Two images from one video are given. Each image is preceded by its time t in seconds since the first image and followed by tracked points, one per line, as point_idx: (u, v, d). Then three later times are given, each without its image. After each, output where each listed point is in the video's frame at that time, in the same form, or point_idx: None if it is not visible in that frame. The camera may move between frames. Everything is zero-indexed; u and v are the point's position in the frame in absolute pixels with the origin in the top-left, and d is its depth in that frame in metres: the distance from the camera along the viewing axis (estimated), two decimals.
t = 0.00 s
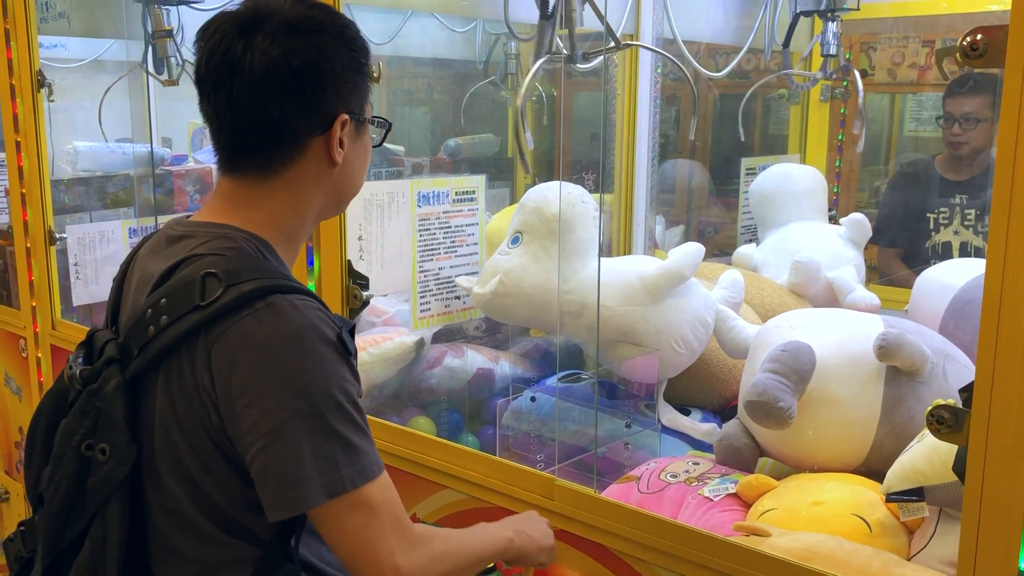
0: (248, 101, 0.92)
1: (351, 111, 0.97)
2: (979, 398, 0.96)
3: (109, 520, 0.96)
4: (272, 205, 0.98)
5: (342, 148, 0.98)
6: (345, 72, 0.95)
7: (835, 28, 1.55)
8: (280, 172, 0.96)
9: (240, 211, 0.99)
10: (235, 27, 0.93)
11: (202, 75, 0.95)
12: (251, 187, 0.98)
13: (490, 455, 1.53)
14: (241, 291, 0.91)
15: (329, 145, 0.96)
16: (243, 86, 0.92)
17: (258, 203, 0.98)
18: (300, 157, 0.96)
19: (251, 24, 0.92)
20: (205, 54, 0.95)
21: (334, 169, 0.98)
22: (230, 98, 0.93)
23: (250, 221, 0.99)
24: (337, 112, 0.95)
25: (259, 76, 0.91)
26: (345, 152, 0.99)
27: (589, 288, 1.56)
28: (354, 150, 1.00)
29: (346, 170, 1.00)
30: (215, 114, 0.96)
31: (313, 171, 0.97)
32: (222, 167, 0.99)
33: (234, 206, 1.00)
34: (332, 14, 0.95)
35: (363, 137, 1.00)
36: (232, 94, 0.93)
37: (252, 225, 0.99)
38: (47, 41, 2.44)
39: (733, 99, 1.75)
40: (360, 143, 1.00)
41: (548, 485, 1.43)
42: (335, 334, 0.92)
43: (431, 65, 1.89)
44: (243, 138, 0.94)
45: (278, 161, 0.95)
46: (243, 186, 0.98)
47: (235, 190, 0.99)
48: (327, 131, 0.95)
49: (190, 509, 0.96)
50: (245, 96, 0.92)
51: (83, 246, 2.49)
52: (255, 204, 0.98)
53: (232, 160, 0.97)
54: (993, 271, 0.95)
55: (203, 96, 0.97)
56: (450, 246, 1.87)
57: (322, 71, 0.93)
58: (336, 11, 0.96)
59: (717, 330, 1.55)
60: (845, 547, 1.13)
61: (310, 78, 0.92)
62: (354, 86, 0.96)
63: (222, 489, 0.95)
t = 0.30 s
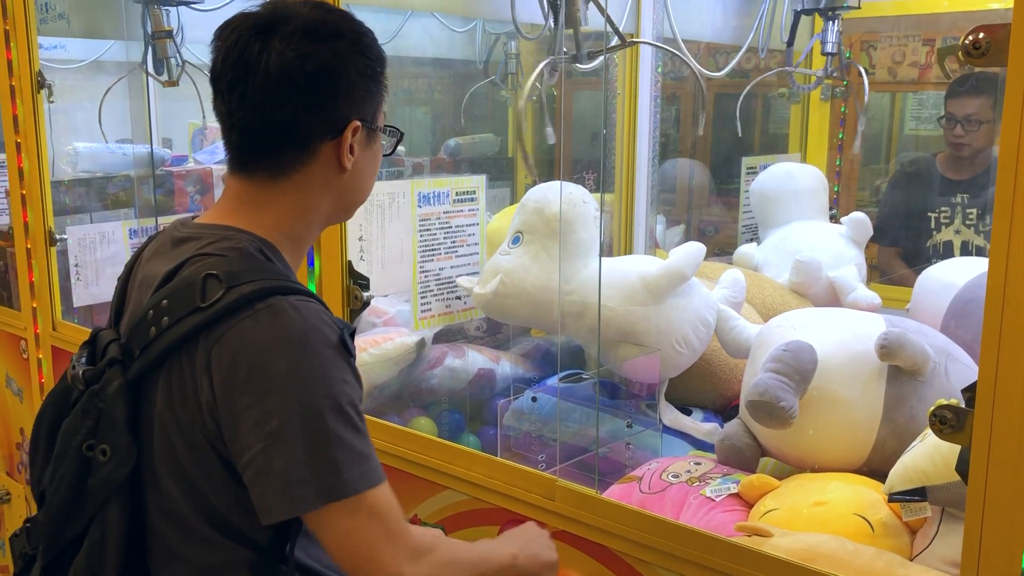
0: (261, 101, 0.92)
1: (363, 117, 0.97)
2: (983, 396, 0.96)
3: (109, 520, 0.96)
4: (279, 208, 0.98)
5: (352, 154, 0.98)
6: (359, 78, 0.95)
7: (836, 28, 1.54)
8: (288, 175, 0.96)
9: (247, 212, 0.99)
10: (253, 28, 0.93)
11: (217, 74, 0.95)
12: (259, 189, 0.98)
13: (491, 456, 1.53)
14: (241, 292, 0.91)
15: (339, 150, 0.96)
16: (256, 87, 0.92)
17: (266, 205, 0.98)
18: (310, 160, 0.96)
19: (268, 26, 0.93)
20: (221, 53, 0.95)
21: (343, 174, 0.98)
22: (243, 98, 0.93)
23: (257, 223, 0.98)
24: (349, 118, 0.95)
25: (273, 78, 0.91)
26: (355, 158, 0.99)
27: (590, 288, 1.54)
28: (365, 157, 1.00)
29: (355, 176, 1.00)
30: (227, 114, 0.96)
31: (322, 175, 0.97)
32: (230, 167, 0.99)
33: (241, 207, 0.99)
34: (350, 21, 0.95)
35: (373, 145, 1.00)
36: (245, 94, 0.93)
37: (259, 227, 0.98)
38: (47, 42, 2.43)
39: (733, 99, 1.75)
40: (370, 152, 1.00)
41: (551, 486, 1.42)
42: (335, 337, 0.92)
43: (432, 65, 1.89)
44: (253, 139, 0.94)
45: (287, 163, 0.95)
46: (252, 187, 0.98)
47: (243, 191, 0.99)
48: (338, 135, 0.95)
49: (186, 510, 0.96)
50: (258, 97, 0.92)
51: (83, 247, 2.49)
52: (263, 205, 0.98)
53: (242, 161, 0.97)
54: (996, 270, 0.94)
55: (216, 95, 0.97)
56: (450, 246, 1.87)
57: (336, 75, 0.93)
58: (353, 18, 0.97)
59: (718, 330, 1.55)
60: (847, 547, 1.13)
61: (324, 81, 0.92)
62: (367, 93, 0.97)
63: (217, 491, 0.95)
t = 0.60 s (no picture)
0: (261, 98, 0.91)
1: (364, 119, 0.96)
2: (987, 396, 0.95)
3: (95, 522, 0.95)
4: (276, 208, 0.97)
5: (351, 156, 0.97)
6: (362, 79, 0.94)
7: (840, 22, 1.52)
8: (286, 175, 0.95)
9: (244, 212, 0.98)
10: (256, 25, 0.92)
11: (218, 69, 0.94)
12: (256, 188, 0.96)
13: (490, 456, 1.52)
14: (227, 294, 0.89)
15: (339, 151, 0.95)
16: (256, 84, 0.91)
17: (263, 205, 0.97)
18: (308, 161, 0.94)
19: (272, 22, 0.92)
20: (223, 49, 0.94)
21: (341, 176, 0.97)
22: (243, 95, 0.92)
23: (253, 222, 0.97)
24: (349, 119, 0.94)
25: (274, 76, 0.90)
26: (354, 160, 0.97)
27: (591, 287, 1.54)
28: (364, 160, 0.98)
29: (354, 178, 0.98)
30: (226, 111, 0.95)
31: (320, 176, 0.96)
32: (229, 165, 0.98)
33: (237, 206, 0.98)
34: (356, 20, 0.94)
35: (375, 147, 0.99)
36: (244, 91, 0.92)
37: (255, 227, 0.97)
38: (42, 40, 2.41)
39: (733, 96, 1.74)
40: (371, 153, 0.99)
41: (551, 486, 1.41)
42: (322, 341, 0.90)
43: (429, 62, 1.87)
44: (252, 136, 0.93)
45: (285, 163, 0.94)
46: (249, 187, 0.97)
47: (241, 190, 0.98)
48: (338, 136, 0.94)
49: (174, 514, 0.95)
50: (258, 94, 0.91)
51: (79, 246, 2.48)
52: (260, 205, 0.97)
53: (240, 159, 0.96)
54: (1001, 267, 0.93)
55: (216, 91, 0.96)
56: (448, 245, 1.86)
57: (338, 75, 0.92)
58: (360, 17, 0.96)
59: (719, 328, 1.54)
60: (850, 547, 1.12)
61: (325, 81, 0.91)
62: (369, 94, 0.95)
63: (203, 495, 0.94)
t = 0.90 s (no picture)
0: (263, 97, 0.91)
1: (366, 123, 0.96)
2: (987, 395, 0.95)
3: (85, 520, 0.95)
4: (275, 208, 0.97)
5: (351, 159, 0.97)
6: (365, 83, 0.94)
7: (838, 19, 1.52)
8: (285, 175, 0.95)
9: (242, 211, 0.98)
10: (261, 23, 0.92)
11: (221, 66, 0.94)
12: (255, 187, 0.97)
13: (489, 453, 1.52)
14: (221, 294, 0.89)
15: (339, 154, 0.95)
16: (259, 83, 0.91)
17: (262, 204, 0.97)
18: (308, 163, 0.94)
19: (277, 22, 0.92)
20: (226, 46, 0.94)
21: (341, 179, 0.97)
22: (245, 94, 0.92)
23: (251, 221, 0.97)
24: (351, 122, 0.94)
25: (276, 76, 0.90)
26: (354, 163, 0.97)
27: (591, 284, 1.55)
28: (364, 163, 0.99)
29: (354, 181, 0.99)
30: (228, 108, 0.94)
31: (319, 178, 0.96)
32: (229, 162, 0.98)
33: (234, 204, 0.98)
34: (361, 22, 0.94)
35: (376, 150, 0.99)
36: (246, 90, 0.92)
37: (253, 226, 0.97)
38: (41, 37, 2.41)
39: (729, 94, 1.74)
40: (372, 156, 0.99)
41: (550, 483, 1.41)
42: (314, 344, 0.90)
43: (427, 59, 1.87)
44: (252, 134, 0.93)
45: (285, 164, 0.94)
46: (248, 186, 0.97)
47: (240, 188, 0.98)
48: (339, 139, 0.94)
49: (168, 513, 0.95)
50: (260, 93, 0.91)
51: (77, 244, 2.48)
52: (258, 204, 0.97)
53: (240, 158, 0.96)
54: (1001, 265, 0.93)
55: (218, 88, 0.96)
56: (448, 242, 1.86)
57: (340, 77, 0.92)
58: (365, 19, 0.96)
59: (718, 326, 1.54)
60: (849, 545, 1.12)
61: (328, 83, 0.91)
62: (372, 97, 0.95)
63: (200, 494, 0.94)
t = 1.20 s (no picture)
0: (260, 94, 0.91)
1: (363, 124, 0.96)
2: (985, 392, 0.95)
3: (83, 516, 0.95)
4: (270, 206, 0.97)
5: (346, 159, 0.97)
6: (362, 83, 0.94)
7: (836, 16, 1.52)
8: (281, 173, 0.95)
9: (239, 209, 0.98)
10: (262, 22, 0.93)
11: (221, 62, 0.95)
12: (252, 184, 0.97)
13: (488, 450, 1.53)
14: (217, 291, 0.90)
15: (334, 154, 0.95)
16: (257, 80, 0.91)
17: (257, 201, 0.97)
18: (303, 162, 0.94)
19: (277, 20, 0.92)
20: (227, 43, 0.94)
21: (336, 179, 0.97)
22: (242, 91, 0.92)
23: (247, 219, 0.98)
24: (347, 122, 0.94)
25: (273, 73, 0.90)
26: (349, 163, 0.97)
27: (590, 282, 1.56)
28: (361, 164, 0.98)
29: (350, 181, 0.98)
30: (226, 104, 0.95)
31: (314, 177, 0.96)
32: (226, 160, 0.99)
33: (231, 201, 0.99)
34: (362, 24, 0.95)
35: (373, 151, 0.99)
36: (244, 87, 0.92)
37: (248, 223, 0.98)
38: (41, 35, 2.41)
39: (729, 92, 1.73)
40: (369, 157, 0.99)
41: (549, 480, 1.42)
42: (313, 340, 0.90)
43: (427, 57, 1.86)
44: (249, 131, 0.93)
45: (281, 162, 0.94)
46: (244, 184, 0.97)
47: (236, 185, 0.98)
48: (334, 139, 0.94)
49: (164, 510, 0.95)
50: (257, 90, 0.91)
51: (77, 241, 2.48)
52: (254, 202, 0.97)
53: (236, 154, 0.96)
54: (999, 262, 0.94)
55: (218, 86, 0.96)
56: (447, 240, 1.86)
57: (337, 77, 0.92)
58: (366, 20, 0.96)
59: (717, 323, 1.54)
60: (848, 542, 1.13)
61: (325, 83, 0.91)
62: (369, 98, 0.95)
63: (197, 492, 0.94)
